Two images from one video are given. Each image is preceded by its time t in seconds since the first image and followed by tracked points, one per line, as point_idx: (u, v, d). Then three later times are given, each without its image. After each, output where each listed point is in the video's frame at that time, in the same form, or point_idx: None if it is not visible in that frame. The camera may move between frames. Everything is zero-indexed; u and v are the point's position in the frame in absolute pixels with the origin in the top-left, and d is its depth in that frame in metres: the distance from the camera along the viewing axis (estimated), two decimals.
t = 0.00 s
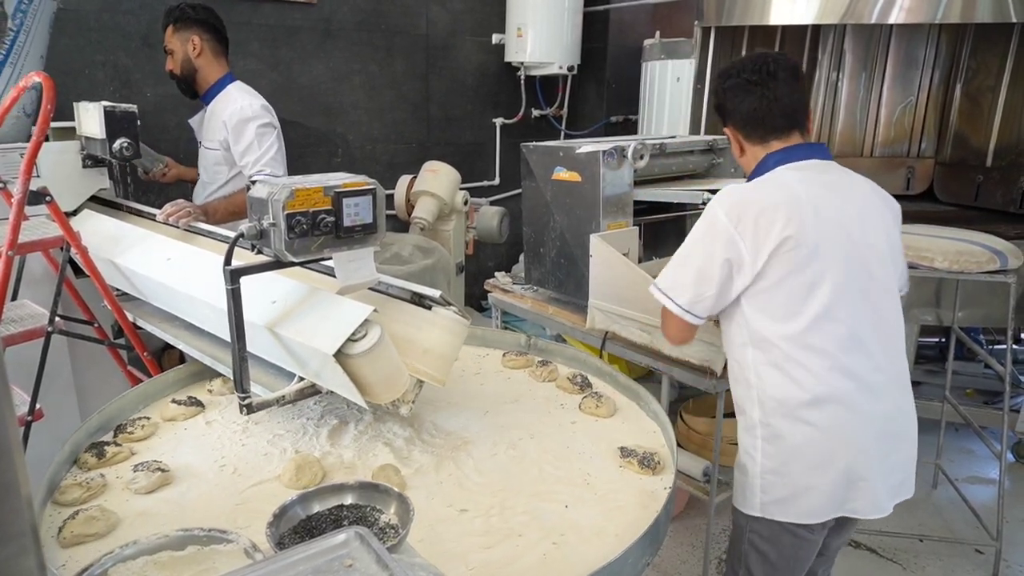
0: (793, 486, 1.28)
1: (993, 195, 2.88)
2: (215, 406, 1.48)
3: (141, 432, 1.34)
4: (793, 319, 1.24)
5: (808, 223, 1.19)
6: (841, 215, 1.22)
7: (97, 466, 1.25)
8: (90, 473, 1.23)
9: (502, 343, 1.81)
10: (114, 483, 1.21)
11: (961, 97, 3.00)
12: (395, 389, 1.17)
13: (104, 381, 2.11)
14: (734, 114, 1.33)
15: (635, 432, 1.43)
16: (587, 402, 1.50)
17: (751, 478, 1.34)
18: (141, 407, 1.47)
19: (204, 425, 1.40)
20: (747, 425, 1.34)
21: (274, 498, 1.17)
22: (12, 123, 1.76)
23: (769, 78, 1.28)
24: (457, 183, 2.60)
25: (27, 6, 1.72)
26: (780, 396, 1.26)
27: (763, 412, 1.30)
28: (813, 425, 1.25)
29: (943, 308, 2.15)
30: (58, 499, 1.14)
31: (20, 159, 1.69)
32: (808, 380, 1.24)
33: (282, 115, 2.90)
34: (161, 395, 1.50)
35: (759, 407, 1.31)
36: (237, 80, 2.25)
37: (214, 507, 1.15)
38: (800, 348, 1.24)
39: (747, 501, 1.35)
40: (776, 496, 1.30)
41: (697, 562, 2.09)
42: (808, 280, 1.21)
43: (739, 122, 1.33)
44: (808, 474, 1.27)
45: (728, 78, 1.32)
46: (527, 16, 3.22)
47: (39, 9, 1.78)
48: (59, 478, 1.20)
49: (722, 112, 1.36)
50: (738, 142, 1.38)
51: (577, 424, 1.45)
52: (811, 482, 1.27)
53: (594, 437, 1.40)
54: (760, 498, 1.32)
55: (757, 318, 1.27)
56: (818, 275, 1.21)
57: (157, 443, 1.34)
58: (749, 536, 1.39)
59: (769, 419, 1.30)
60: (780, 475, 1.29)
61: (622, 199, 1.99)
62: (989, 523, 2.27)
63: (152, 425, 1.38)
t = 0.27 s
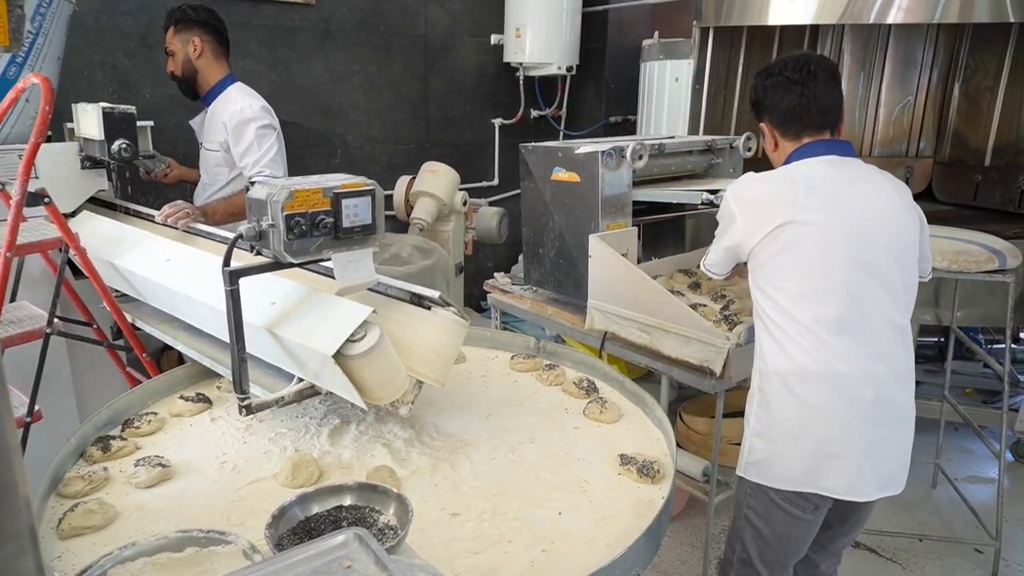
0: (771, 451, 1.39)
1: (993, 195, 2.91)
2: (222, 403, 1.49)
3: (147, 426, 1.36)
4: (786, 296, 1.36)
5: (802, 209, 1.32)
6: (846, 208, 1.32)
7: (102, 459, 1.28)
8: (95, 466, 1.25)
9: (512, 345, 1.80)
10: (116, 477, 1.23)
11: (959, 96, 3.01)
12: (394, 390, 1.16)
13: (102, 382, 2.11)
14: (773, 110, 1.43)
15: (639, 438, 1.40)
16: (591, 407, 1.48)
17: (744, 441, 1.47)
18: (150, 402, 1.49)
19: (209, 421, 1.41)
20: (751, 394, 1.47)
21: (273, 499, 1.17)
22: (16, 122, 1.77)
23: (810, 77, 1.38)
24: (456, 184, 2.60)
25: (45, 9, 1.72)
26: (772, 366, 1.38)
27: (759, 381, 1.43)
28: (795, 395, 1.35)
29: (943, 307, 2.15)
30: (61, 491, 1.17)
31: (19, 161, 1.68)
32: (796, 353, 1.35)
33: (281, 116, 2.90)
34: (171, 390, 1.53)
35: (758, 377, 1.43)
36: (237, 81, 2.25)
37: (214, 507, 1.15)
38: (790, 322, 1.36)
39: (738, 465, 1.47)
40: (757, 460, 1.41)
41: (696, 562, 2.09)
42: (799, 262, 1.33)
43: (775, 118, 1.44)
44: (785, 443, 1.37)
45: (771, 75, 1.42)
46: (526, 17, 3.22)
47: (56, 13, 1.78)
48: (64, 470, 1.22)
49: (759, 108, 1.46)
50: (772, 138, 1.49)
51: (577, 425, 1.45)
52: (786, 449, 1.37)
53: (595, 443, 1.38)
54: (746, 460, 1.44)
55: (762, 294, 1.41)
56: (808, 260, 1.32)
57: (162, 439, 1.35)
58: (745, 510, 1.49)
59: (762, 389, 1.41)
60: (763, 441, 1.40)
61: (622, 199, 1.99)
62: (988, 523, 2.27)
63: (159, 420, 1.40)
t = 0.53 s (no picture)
0: (772, 455, 1.36)
1: (992, 195, 2.88)
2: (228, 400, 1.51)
3: (154, 422, 1.38)
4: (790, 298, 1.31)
5: (806, 211, 1.26)
6: (847, 207, 1.27)
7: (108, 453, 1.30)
8: (101, 460, 1.28)
9: (520, 348, 1.79)
10: (120, 472, 1.25)
11: (959, 97, 3.01)
12: (393, 391, 1.16)
13: (102, 383, 2.11)
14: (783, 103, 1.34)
15: (642, 445, 1.39)
16: (594, 413, 1.47)
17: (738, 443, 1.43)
18: (161, 398, 1.51)
19: (215, 418, 1.43)
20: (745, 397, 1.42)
21: (273, 499, 1.17)
22: (21, 122, 1.78)
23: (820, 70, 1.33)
24: (456, 184, 2.61)
25: (62, 11, 1.73)
26: (772, 369, 1.34)
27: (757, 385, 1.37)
28: (797, 399, 1.32)
29: (942, 308, 2.14)
30: (66, 484, 1.20)
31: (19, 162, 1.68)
32: (799, 356, 1.30)
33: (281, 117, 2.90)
34: (180, 386, 1.55)
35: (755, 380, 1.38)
36: (238, 82, 2.25)
37: (214, 509, 1.15)
38: (793, 326, 1.31)
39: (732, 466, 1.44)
40: (755, 463, 1.38)
41: (696, 563, 2.09)
42: (798, 264, 1.28)
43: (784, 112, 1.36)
44: (787, 447, 1.34)
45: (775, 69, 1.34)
46: (526, 18, 3.22)
47: (73, 16, 1.78)
48: (70, 463, 1.25)
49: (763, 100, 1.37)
50: (776, 132, 1.39)
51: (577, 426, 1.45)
52: (789, 453, 1.34)
53: (595, 450, 1.37)
54: (744, 462, 1.40)
55: (760, 296, 1.35)
56: (808, 262, 1.28)
57: (168, 434, 1.37)
58: (741, 507, 1.46)
59: (760, 392, 1.37)
60: (763, 444, 1.37)
61: (622, 200, 2.00)
62: (988, 524, 2.27)
63: (166, 416, 1.42)
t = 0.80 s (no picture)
0: (786, 480, 1.19)
1: (992, 196, 2.85)
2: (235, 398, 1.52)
3: (162, 417, 1.41)
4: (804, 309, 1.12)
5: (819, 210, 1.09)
6: (839, 204, 1.14)
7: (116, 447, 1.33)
8: (107, 453, 1.31)
9: (530, 350, 1.78)
10: (125, 466, 1.28)
11: (959, 97, 3.00)
12: (393, 392, 1.16)
13: (103, 383, 2.11)
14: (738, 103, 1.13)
15: (643, 446, 1.39)
16: (599, 419, 1.45)
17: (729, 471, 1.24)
18: (173, 394, 1.55)
19: (221, 415, 1.45)
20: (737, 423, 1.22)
21: (273, 500, 1.17)
22: (23, 124, 1.78)
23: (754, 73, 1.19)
24: (456, 185, 2.61)
25: (67, 12, 1.73)
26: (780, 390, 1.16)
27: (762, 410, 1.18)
28: (810, 416, 1.17)
29: (942, 309, 2.14)
30: (72, 477, 1.23)
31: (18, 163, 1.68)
32: (812, 372, 1.14)
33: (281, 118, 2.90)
34: (191, 382, 1.57)
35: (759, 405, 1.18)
36: (238, 83, 2.25)
37: (213, 510, 1.15)
38: (802, 340, 1.13)
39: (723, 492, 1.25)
40: (759, 489, 1.21)
41: (696, 563, 2.09)
42: (804, 273, 1.09)
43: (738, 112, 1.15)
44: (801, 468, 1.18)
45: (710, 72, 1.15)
46: (526, 19, 3.22)
47: (77, 16, 1.78)
48: (77, 455, 1.29)
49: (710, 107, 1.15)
50: (732, 138, 1.17)
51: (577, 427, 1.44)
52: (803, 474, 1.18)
53: (593, 456, 1.34)
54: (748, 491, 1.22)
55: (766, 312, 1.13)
56: (813, 267, 1.09)
57: (175, 430, 1.40)
58: (739, 530, 1.28)
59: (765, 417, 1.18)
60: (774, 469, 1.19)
61: (622, 200, 2.00)
62: (988, 524, 2.27)
63: (174, 412, 1.45)
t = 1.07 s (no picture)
0: (800, 499, 1.19)
1: (992, 196, 2.85)
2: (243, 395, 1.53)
3: (171, 412, 1.43)
4: (802, 329, 1.11)
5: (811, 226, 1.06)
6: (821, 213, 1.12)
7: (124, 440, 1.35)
8: (115, 446, 1.33)
9: (541, 354, 1.77)
10: (130, 459, 1.29)
11: (959, 97, 3.00)
12: (394, 393, 1.16)
13: (103, 385, 2.11)
14: (679, 121, 1.06)
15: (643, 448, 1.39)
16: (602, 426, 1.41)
17: (744, 505, 1.20)
18: (184, 389, 1.57)
19: (220, 418, 1.45)
20: (740, 451, 1.19)
21: (273, 500, 1.17)
22: (23, 125, 1.78)
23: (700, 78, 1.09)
24: (456, 185, 2.60)
25: (67, 13, 1.73)
26: (784, 411, 1.14)
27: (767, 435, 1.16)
28: (815, 430, 1.16)
29: (943, 308, 2.14)
30: (78, 468, 1.25)
31: (19, 163, 1.68)
32: (811, 388, 1.14)
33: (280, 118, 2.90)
34: (202, 379, 1.59)
35: (761, 430, 1.16)
36: (238, 83, 2.25)
37: (213, 511, 1.15)
38: (802, 358, 1.12)
39: (744, 530, 1.22)
40: (777, 516, 1.19)
41: (697, 564, 2.08)
42: (807, 291, 1.08)
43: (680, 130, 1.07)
44: (813, 483, 1.19)
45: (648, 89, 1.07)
46: (526, 19, 3.22)
47: (77, 17, 1.78)
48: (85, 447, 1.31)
49: (649, 129, 1.08)
50: (678, 156, 1.09)
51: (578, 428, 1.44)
52: (817, 488, 1.19)
53: (594, 462, 1.32)
54: (766, 521, 1.20)
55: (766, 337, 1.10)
56: (814, 284, 1.09)
57: (182, 425, 1.42)
58: (750, 551, 1.26)
59: (771, 442, 1.16)
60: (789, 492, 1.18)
61: (621, 201, 2.00)
62: (989, 524, 2.27)
63: (183, 407, 1.47)
